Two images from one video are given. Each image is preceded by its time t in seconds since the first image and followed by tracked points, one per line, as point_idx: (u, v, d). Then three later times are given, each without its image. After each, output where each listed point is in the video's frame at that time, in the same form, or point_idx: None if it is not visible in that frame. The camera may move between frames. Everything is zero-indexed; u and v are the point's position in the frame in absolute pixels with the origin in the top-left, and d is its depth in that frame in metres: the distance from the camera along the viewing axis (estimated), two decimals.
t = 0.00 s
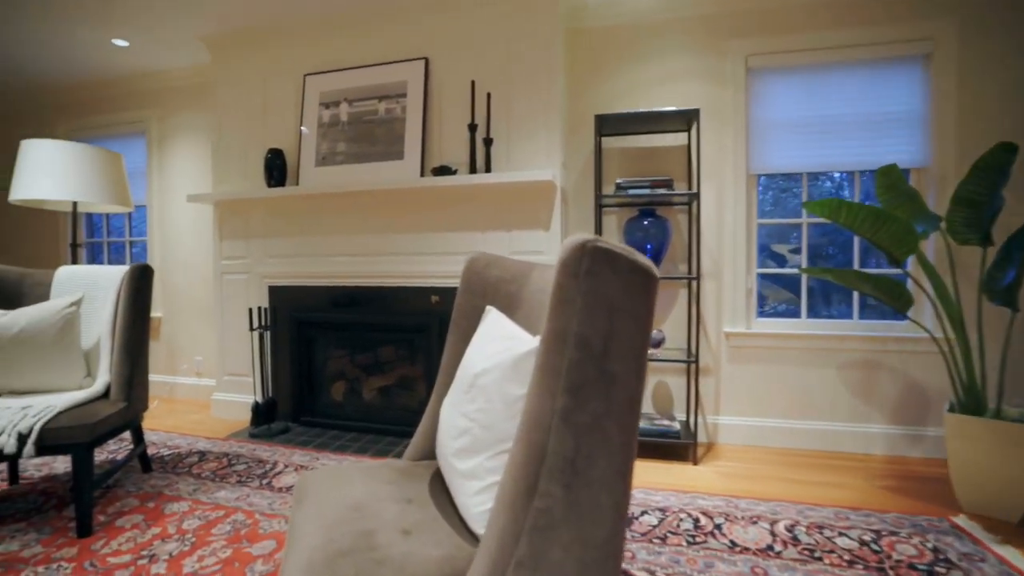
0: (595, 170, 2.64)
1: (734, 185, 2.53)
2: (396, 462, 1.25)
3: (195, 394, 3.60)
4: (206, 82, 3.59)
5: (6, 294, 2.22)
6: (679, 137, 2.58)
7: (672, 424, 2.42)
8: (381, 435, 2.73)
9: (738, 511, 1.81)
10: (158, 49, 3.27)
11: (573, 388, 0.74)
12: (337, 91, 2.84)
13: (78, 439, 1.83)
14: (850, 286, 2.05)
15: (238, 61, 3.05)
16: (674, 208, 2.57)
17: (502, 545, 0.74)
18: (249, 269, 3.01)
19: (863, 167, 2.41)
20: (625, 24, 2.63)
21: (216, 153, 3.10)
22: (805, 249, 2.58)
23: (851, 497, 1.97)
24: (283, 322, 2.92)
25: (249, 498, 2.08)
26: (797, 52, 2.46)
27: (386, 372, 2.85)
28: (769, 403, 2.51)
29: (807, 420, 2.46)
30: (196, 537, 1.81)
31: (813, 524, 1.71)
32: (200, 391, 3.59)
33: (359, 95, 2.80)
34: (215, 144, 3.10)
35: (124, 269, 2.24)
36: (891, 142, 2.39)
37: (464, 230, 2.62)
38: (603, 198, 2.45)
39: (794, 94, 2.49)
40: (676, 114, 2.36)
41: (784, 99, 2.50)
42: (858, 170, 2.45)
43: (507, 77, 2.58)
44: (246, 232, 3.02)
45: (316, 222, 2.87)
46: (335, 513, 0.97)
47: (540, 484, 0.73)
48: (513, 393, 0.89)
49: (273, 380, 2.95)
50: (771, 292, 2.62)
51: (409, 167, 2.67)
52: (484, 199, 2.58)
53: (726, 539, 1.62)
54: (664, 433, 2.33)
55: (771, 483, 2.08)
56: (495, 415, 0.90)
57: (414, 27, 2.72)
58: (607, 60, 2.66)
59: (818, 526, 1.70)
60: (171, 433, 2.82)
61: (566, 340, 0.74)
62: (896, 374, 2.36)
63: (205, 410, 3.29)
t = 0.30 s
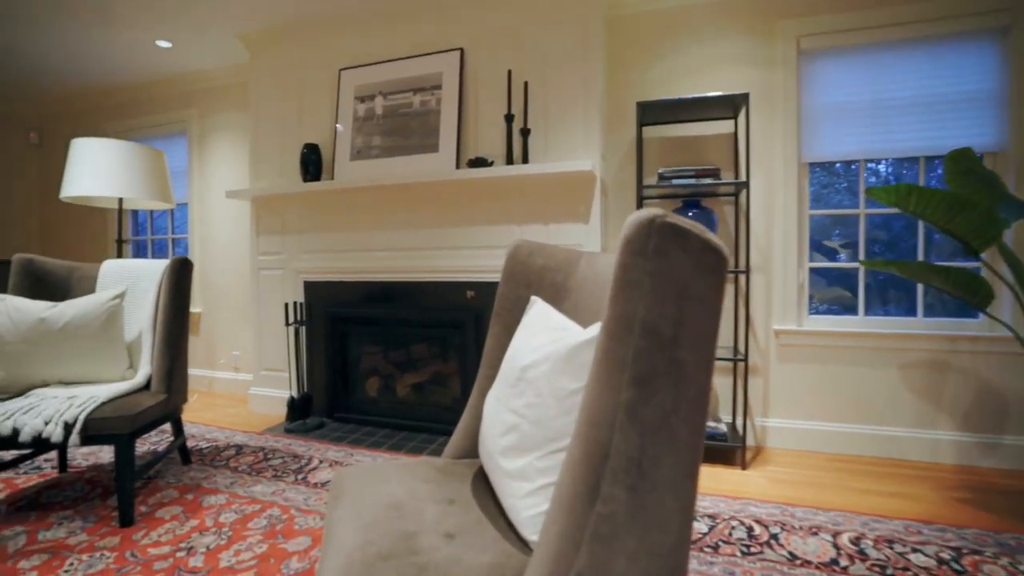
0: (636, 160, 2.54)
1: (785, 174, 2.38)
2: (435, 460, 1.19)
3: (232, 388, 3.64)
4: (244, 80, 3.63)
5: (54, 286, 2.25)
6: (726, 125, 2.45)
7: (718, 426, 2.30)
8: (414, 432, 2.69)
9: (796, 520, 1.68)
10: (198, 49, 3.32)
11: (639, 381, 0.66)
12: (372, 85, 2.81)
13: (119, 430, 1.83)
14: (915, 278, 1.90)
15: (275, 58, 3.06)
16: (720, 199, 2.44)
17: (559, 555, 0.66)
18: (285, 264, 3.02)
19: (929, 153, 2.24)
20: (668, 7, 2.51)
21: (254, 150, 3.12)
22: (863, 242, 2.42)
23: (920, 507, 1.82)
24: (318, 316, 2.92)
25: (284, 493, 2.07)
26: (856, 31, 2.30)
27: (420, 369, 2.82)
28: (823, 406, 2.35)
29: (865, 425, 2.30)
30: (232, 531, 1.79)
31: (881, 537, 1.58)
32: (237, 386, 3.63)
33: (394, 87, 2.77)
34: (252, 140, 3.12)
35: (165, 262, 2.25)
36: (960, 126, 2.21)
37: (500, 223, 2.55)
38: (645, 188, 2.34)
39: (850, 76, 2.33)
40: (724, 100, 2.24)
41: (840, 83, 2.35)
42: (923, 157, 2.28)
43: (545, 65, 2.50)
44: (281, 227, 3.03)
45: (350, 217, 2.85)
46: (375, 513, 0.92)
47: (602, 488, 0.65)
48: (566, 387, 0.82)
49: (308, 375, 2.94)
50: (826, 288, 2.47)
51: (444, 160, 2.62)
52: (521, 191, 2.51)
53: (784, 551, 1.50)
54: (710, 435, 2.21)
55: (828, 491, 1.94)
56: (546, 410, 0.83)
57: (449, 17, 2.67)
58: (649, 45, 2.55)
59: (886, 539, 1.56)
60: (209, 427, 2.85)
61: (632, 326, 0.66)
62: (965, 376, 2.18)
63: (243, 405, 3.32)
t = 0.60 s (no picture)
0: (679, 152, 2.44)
1: (840, 164, 2.24)
2: (477, 461, 1.14)
3: (270, 384, 3.69)
4: (282, 81, 3.67)
5: (102, 283, 2.29)
6: (775, 114, 2.33)
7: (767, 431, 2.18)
8: (449, 431, 2.65)
9: (859, 534, 1.56)
10: (238, 51, 3.37)
11: (714, 379, 0.59)
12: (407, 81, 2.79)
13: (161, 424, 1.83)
14: (994, 275, 1.73)
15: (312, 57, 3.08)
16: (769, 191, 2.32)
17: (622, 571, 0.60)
18: (321, 262, 3.03)
19: (1002, 137, 2.07)
20: None
21: (291, 148, 3.14)
22: (927, 236, 2.25)
23: (997, 524, 1.67)
24: (354, 313, 2.92)
25: (321, 490, 2.05)
26: (919, 9, 2.14)
27: (454, 367, 2.81)
28: (882, 411, 2.21)
29: (929, 432, 2.14)
30: (270, 527, 1.78)
31: (956, 555, 1.45)
32: (275, 382, 3.68)
33: (429, 82, 2.74)
34: (290, 139, 3.14)
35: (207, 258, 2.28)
36: None
37: (537, 218, 2.49)
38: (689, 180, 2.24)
39: (913, 57, 2.17)
40: (775, 86, 2.12)
41: (901, 64, 2.19)
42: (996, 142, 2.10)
43: (584, 55, 2.42)
44: (318, 225, 3.04)
45: (386, 213, 2.84)
46: (417, 518, 0.86)
47: (672, 498, 0.59)
48: (625, 384, 0.75)
49: (343, 372, 2.94)
50: (884, 285, 2.31)
51: (480, 155, 2.57)
52: (559, 185, 2.44)
53: (849, 567, 1.39)
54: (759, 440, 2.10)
55: (891, 502, 1.81)
56: (603, 410, 0.77)
57: (485, 10, 2.63)
58: (692, 32, 2.44)
59: (963, 558, 1.43)
60: (248, 422, 2.88)
61: (706, 316, 0.59)
62: None
63: (280, 401, 3.35)
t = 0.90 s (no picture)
0: (725, 147, 2.34)
1: (903, 156, 2.10)
2: (523, 467, 1.10)
3: (310, 383, 3.75)
4: (321, 84, 3.73)
5: (153, 282, 2.36)
6: (830, 104, 2.20)
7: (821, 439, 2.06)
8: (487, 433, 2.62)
9: (930, 554, 1.44)
10: (280, 56, 3.44)
11: (796, 386, 0.53)
12: (445, 80, 2.78)
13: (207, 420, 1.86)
14: None
15: (350, 59, 3.11)
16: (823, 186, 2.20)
17: None
18: (360, 262, 3.06)
19: None
20: None
21: (331, 150, 3.18)
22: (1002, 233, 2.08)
23: None
24: (392, 313, 2.92)
25: (360, 489, 2.06)
26: None
27: (492, 368, 2.79)
28: (950, 421, 2.05)
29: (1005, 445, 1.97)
30: (311, 525, 1.79)
31: None
32: (315, 381, 3.74)
33: (467, 81, 2.73)
34: (330, 141, 3.18)
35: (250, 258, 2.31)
36: None
37: (576, 217, 2.44)
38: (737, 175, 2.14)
39: (983, 40, 2.04)
40: (831, 74, 2.00)
41: (970, 48, 2.05)
42: None
43: (625, 48, 2.36)
44: (357, 225, 3.07)
45: (424, 213, 2.84)
46: (465, 526, 0.83)
47: (751, 516, 0.53)
48: (689, 390, 0.70)
49: (381, 372, 2.96)
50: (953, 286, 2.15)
51: (519, 152, 2.54)
52: (599, 182, 2.39)
53: None
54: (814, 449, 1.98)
55: (963, 520, 1.67)
56: (663, 417, 0.72)
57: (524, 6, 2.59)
58: (740, 21, 2.33)
59: None
60: (290, 420, 2.93)
61: (789, 316, 0.53)
62: None
63: (320, 399, 3.40)
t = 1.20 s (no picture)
0: (776, 142, 2.24)
1: (975, 148, 1.96)
2: (571, 473, 1.07)
3: (352, 382, 3.82)
4: (363, 88, 3.80)
5: (205, 283, 2.45)
6: (892, 94, 2.08)
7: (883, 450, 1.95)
8: (527, 435, 2.60)
9: None
10: (323, 62, 3.52)
11: (888, 397, 0.47)
12: (485, 80, 2.78)
13: (255, 417, 1.90)
14: None
15: (391, 62, 3.15)
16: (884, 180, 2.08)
17: None
18: (400, 263, 3.09)
19: None
20: None
21: (372, 152, 3.23)
22: None
23: None
24: (431, 313, 2.94)
25: (402, 489, 2.06)
26: None
27: (532, 369, 2.77)
28: None
29: None
30: (355, 523, 1.81)
31: None
32: (356, 379, 3.80)
33: (506, 81, 2.71)
34: (371, 143, 3.23)
35: (296, 259, 2.36)
36: None
37: (618, 216, 2.40)
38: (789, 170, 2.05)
39: None
40: (894, 61, 1.89)
41: None
42: None
43: (669, 42, 2.29)
44: (397, 226, 3.11)
45: (463, 213, 2.85)
46: (515, 533, 0.81)
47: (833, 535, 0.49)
48: (756, 396, 0.66)
49: (421, 372, 2.97)
50: None
51: (560, 151, 2.51)
52: (642, 180, 2.34)
53: None
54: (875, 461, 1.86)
55: None
56: (727, 425, 0.68)
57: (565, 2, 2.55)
58: (792, 9, 2.23)
59: None
60: (333, 418, 2.98)
61: (876, 317, 0.48)
62: None
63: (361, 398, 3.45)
